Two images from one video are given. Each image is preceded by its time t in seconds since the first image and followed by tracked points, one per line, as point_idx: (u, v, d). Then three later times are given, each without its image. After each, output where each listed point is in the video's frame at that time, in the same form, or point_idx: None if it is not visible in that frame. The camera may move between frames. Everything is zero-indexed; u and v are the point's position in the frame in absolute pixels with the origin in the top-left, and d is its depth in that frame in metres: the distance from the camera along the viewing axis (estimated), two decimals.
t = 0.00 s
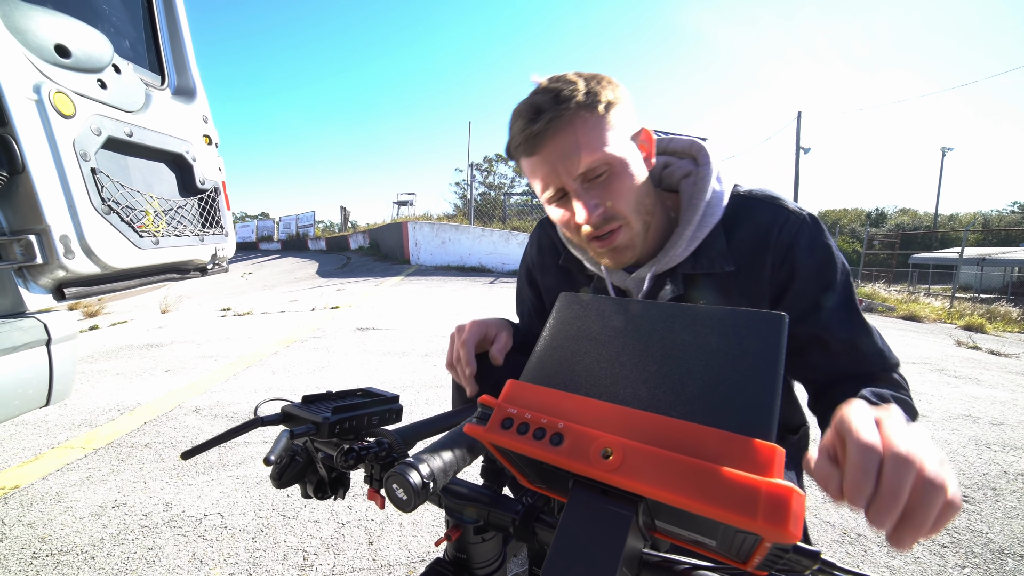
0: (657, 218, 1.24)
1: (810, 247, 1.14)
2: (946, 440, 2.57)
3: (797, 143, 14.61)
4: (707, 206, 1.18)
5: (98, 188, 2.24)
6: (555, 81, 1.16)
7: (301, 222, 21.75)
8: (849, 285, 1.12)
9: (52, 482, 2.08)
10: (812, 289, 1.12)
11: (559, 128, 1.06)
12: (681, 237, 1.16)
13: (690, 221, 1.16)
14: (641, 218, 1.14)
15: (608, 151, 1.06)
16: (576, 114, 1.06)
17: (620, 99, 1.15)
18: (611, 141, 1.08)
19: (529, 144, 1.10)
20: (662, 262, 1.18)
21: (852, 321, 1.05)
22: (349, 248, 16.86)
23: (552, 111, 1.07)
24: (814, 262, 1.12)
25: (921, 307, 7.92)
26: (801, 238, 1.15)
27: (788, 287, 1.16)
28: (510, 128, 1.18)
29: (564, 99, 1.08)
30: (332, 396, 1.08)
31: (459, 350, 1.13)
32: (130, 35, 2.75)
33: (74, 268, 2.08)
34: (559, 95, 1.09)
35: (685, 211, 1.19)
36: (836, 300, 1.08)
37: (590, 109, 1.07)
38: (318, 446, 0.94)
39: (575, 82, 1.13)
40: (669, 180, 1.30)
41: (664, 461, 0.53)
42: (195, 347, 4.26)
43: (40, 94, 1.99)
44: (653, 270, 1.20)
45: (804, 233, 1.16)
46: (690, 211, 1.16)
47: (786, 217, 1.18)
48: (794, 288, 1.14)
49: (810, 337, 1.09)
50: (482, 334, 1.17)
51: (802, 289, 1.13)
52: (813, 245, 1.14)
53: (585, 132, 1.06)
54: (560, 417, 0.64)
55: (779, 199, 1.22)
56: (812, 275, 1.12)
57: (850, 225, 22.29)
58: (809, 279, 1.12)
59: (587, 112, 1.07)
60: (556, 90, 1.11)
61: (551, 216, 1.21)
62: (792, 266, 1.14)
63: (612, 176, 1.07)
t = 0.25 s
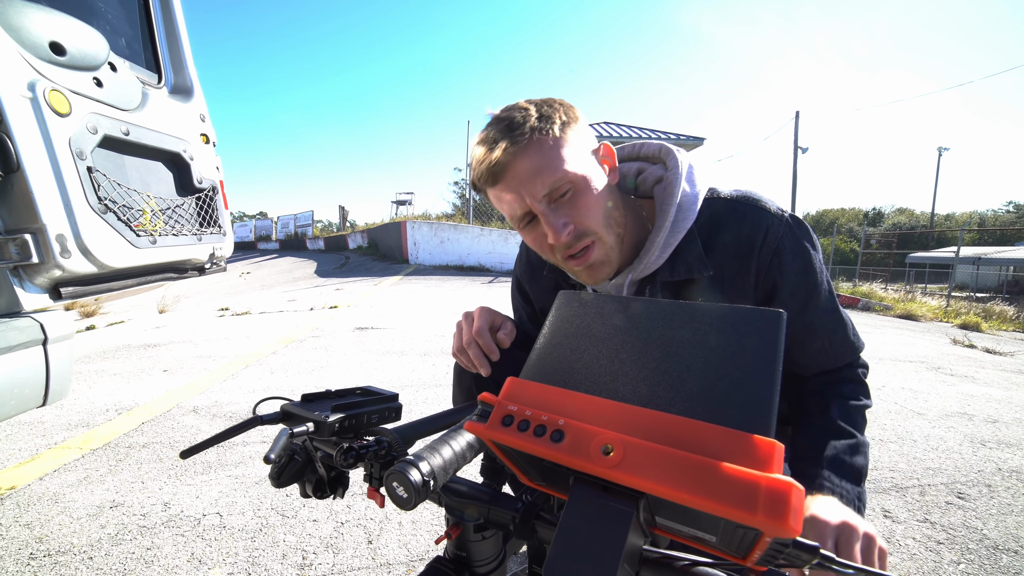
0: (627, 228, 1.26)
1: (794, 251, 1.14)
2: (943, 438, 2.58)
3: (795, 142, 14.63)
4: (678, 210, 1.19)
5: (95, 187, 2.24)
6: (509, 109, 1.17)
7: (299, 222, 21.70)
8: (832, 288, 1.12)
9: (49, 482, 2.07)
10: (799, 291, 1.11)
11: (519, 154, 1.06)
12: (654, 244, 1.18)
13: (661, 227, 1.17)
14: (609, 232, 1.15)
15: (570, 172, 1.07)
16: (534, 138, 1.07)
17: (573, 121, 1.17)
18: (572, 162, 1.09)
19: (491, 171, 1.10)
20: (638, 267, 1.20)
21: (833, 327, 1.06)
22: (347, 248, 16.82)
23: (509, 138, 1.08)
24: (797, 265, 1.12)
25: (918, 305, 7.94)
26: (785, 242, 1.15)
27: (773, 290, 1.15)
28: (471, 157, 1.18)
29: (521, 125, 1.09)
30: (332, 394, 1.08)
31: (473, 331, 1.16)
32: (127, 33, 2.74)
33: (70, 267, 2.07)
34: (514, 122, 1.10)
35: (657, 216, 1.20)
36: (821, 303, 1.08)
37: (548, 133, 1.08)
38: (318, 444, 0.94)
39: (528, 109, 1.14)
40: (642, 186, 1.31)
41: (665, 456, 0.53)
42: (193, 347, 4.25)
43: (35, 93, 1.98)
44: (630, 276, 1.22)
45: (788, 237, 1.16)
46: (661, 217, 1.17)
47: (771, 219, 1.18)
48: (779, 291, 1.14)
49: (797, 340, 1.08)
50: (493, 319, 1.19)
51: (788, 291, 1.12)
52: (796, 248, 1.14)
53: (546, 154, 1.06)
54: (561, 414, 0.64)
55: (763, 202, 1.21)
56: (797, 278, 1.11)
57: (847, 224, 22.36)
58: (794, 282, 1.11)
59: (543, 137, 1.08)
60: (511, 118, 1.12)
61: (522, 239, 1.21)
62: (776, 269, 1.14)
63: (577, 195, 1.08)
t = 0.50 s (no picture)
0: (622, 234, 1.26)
1: (791, 253, 1.14)
2: (942, 442, 2.58)
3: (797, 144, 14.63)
4: (674, 212, 1.20)
5: (100, 183, 2.24)
6: (498, 126, 1.18)
7: (300, 220, 21.71)
8: (833, 290, 1.11)
9: (49, 478, 2.08)
10: (798, 294, 1.10)
11: (510, 171, 1.07)
12: (648, 248, 1.18)
13: (657, 231, 1.17)
14: (605, 242, 1.15)
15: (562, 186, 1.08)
16: (524, 153, 1.08)
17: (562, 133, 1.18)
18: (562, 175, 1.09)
19: (484, 188, 1.11)
20: (634, 270, 1.21)
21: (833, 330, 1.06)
22: (348, 246, 16.83)
23: (499, 155, 1.09)
24: (795, 268, 1.12)
25: (919, 309, 7.94)
26: (782, 243, 1.15)
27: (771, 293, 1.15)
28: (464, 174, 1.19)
29: (510, 141, 1.10)
30: (333, 391, 1.09)
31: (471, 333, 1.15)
32: (132, 31, 2.75)
33: (74, 263, 2.08)
34: (504, 138, 1.11)
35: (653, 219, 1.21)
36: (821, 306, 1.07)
37: (537, 147, 1.09)
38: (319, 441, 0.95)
39: (517, 125, 1.15)
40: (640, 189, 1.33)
41: (662, 454, 0.54)
42: (194, 344, 4.26)
43: (41, 89, 1.99)
44: (626, 280, 1.23)
45: (786, 239, 1.15)
46: (656, 220, 1.18)
47: (768, 222, 1.18)
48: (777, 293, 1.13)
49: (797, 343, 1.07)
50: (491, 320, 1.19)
51: (786, 293, 1.11)
52: (794, 250, 1.14)
53: (536, 169, 1.07)
54: (560, 411, 0.64)
55: (761, 204, 1.21)
56: (795, 280, 1.11)
57: (849, 227, 22.35)
58: (792, 284, 1.11)
59: (533, 152, 1.09)
60: (500, 135, 1.13)
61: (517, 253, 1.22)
62: (773, 272, 1.14)
63: (570, 208, 1.09)
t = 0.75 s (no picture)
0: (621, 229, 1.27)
1: (783, 254, 1.14)
2: (933, 441, 2.60)
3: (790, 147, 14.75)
4: (667, 212, 1.19)
5: (89, 184, 2.22)
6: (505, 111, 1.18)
7: (295, 222, 21.61)
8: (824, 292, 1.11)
9: (37, 482, 2.05)
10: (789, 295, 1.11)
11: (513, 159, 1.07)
12: (642, 247, 1.17)
13: (650, 230, 1.17)
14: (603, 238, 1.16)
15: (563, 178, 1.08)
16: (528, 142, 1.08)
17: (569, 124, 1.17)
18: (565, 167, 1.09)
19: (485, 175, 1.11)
20: (627, 269, 1.20)
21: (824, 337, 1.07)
22: (343, 248, 16.77)
23: (503, 143, 1.09)
24: (786, 269, 1.12)
25: (911, 310, 8.01)
26: (775, 244, 1.15)
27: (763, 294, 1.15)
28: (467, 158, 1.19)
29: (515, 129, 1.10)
30: (325, 394, 1.08)
31: (459, 344, 1.15)
32: (123, 30, 2.73)
33: (62, 264, 2.05)
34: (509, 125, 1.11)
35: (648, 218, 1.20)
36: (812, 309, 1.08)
37: (542, 137, 1.09)
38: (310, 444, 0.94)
39: (525, 112, 1.15)
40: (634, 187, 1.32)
41: (653, 457, 0.54)
42: (187, 347, 4.23)
43: (28, 88, 1.97)
44: (618, 278, 1.22)
45: (779, 240, 1.15)
46: (650, 219, 1.17)
47: (761, 222, 1.18)
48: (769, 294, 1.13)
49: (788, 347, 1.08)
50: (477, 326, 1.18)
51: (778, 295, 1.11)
52: (787, 251, 1.14)
53: (540, 159, 1.07)
54: (551, 414, 0.64)
55: (753, 205, 1.22)
56: (786, 281, 1.11)
57: (842, 229, 22.52)
58: (784, 285, 1.11)
59: (538, 143, 1.08)
60: (505, 121, 1.13)
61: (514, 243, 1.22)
62: (766, 273, 1.14)
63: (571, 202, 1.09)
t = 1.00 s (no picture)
0: (630, 213, 1.19)
1: (805, 281, 1.00)
2: (928, 445, 2.61)
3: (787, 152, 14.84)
4: (691, 210, 1.11)
5: (86, 181, 2.21)
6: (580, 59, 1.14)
7: (291, 222, 21.56)
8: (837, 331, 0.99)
9: (28, 481, 2.03)
10: (799, 324, 0.99)
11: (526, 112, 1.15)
12: (657, 240, 1.10)
13: (670, 225, 1.09)
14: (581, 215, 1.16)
15: (556, 139, 1.10)
16: (546, 95, 1.11)
17: (612, 112, 1.08)
18: (569, 126, 1.08)
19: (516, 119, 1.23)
20: (639, 259, 1.14)
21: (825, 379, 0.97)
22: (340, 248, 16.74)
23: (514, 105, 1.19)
24: (804, 296, 0.99)
25: (906, 315, 8.05)
26: (798, 271, 1.01)
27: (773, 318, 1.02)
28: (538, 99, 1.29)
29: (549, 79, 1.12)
30: (323, 392, 1.08)
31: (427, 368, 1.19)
32: (122, 27, 2.73)
33: (59, 260, 2.04)
34: (552, 73, 1.13)
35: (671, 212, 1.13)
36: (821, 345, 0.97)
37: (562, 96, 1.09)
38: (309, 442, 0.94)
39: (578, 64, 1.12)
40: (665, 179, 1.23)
41: (655, 453, 0.54)
42: (182, 345, 4.21)
43: (26, 84, 1.96)
44: (628, 266, 1.18)
45: (804, 266, 1.02)
46: (672, 213, 1.10)
47: (787, 244, 1.04)
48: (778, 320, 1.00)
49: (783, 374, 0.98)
50: (445, 346, 1.19)
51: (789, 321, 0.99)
52: (809, 279, 1.00)
53: (545, 114, 1.10)
54: (553, 410, 0.64)
55: (783, 223, 1.09)
56: (800, 310, 0.99)
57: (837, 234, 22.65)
58: (796, 313, 0.99)
59: (525, 118, 1.14)
60: (557, 63, 1.13)
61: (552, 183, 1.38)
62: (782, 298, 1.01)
63: (557, 164, 1.11)
